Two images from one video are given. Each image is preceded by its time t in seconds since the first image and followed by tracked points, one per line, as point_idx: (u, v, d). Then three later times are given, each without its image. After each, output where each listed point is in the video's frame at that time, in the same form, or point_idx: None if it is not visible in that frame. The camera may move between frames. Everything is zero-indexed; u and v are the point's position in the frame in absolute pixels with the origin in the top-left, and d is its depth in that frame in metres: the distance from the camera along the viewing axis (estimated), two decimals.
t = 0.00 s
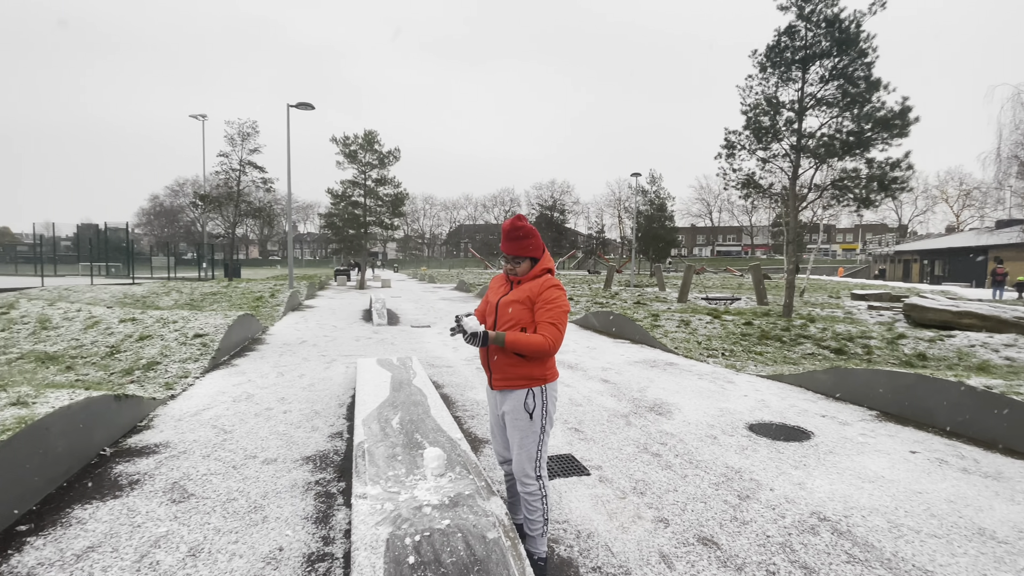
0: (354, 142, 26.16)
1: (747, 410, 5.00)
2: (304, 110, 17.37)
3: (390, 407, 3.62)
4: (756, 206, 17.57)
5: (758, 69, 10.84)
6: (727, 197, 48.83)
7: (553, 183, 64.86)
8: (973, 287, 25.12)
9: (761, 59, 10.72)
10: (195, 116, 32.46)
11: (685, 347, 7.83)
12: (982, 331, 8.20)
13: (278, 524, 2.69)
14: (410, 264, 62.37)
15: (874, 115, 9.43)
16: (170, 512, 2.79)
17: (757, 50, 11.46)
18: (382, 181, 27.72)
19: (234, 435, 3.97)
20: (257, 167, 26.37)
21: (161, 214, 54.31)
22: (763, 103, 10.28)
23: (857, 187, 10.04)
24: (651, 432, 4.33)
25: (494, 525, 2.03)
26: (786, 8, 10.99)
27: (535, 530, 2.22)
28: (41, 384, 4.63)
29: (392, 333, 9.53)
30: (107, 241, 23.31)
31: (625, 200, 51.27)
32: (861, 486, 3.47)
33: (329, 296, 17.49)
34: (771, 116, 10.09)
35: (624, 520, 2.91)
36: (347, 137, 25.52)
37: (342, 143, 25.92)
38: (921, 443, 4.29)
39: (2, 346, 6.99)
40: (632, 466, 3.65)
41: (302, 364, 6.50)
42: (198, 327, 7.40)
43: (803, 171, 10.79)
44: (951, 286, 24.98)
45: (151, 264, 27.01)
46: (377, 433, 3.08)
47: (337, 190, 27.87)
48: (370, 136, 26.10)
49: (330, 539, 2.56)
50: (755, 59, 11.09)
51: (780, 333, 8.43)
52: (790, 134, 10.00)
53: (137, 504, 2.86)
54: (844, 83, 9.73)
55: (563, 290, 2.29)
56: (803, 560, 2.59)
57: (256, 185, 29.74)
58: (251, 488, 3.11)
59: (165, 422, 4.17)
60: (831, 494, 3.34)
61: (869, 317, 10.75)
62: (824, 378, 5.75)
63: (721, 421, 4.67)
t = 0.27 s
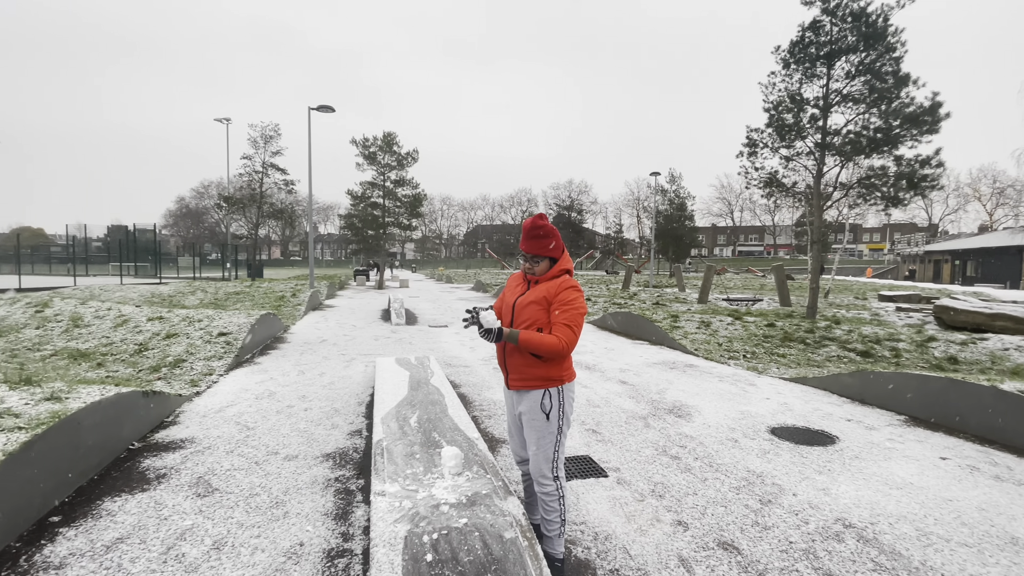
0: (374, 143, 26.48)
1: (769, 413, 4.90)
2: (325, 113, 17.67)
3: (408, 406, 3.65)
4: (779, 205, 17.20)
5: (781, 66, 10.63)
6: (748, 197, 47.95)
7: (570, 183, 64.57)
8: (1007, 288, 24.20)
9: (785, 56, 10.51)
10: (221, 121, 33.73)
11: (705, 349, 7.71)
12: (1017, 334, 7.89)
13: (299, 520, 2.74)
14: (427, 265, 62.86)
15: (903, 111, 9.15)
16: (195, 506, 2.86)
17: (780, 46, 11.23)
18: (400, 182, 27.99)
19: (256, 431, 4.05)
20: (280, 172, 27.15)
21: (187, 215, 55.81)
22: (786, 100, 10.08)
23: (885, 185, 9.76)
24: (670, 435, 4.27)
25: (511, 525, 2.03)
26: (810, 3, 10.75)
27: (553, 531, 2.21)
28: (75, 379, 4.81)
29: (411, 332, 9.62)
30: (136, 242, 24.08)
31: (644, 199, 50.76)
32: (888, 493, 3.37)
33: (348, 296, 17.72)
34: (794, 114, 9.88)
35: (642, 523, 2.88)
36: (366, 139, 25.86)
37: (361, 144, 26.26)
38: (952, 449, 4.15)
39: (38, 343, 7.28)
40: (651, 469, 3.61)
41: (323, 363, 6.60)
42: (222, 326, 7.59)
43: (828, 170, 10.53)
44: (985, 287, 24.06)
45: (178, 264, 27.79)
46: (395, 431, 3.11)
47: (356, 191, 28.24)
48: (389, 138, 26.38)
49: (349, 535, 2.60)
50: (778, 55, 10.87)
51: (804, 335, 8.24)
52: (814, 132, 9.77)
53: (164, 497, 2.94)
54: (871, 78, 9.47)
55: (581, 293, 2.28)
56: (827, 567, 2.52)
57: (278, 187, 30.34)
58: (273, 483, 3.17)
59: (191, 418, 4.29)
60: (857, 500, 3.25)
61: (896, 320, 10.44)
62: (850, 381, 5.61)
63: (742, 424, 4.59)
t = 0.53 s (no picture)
0: (389, 145, 26.71)
1: (787, 416, 4.82)
2: (341, 115, 17.89)
3: (422, 406, 3.67)
4: (798, 204, 16.92)
5: (799, 63, 10.45)
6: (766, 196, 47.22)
7: (584, 183, 64.32)
8: None
9: (803, 52, 10.33)
10: (240, 123, 34.31)
11: (722, 350, 7.61)
12: None
13: (316, 518, 2.77)
14: (441, 265, 63.13)
15: (927, 107, 8.93)
16: (215, 502, 2.92)
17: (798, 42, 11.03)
18: (415, 183, 28.18)
19: (274, 429, 4.12)
20: (298, 173, 27.74)
21: (207, 216, 56.91)
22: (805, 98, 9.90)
23: (908, 183, 9.53)
24: (686, 437, 4.23)
25: (525, 526, 2.03)
26: None
27: (566, 532, 2.21)
28: (99, 377, 4.94)
29: (425, 332, 9.67)
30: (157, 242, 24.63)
31: (659, 199, 50.31)
32: (911, 499, 3.29)
33: (363, 296, 17.90)
34: (813, 112, 9.71)
35: (657, 526, 2.85)
36: (381, 140, 26.09)
37: (377, 146, 26.51)
38: (977, 455, 4.03)
39: (65, 341, 7.49)
40: (666, 472, 3.58)
41: (338, 362, 6.68)
42: (241, 325, 7.72)
43: (848, 168, 10.32)
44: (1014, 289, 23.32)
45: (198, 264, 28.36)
46: (410, 431, 3.13)
47: (372, 192, 28.52)
48: (403, 139, 26.57)
49: (365, 534, 2.62)
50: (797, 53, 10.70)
51: (823, 337, 8.08)
52: (834, 130, 9.59)
53: (185, 493, 3.01)
54: (893, 74, 9.25)
55: (591, 294, 2.27)
56: (846, 573, 2.47)
57: (295, 188, 30.79)
58: (290, 481, 3.22)
59: (210, 416, 4.37)
60: (878, 506, 3.18)
61: (919, 321, 10.19)
62: (871, 384, 5.48)
63: (759, 427, 4.52)
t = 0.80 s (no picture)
0: (400, 145, 26.86)
1: (802, 419, 4.76)
2: (352, 116, 18.02)
3: (432, 406, 3.68)
4: (813, 204, 16.68)
5: (814, 61, 10.31)
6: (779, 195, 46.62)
7: (595, 182, 64.07)
8: None
9: (818, 50, 10.19)
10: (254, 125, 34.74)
11: (735, 352, 7.53)
12: None
13: (327, 516, 2.79)
14: (451, 266, 63.31)
15: (945, 105, 8.75)
16: (229, 499, 2.96)
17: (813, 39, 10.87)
18: (426, 183, 28.30)
19: (286, 428, 4.16)
20: (310, 174, 28.02)
21: (221, 217, 57.72)
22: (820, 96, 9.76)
23: (926, 182, 9.34)
24: (698, 439, 4.19)
25: (535, 527, 2.02)
26: None
27: (578, 535, 2.20)
28: (116, 375, 5.03)
29: (435, 332, 9.70)
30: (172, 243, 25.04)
31: (670, 199, 49.92)
32: (929, 504, 3.22)
33: (375, 296, 18.03)
34: (828, 110, 9.57)
35: (668, 529, 2.83)
36: (392, 141, 26.24)
37: (388, 147, 26.67)
38: (998, 460, 3.94)
39: (83, 340, 7.64)
40: (677, 474, 3.55)
41: (350, 362, 6.73)
42: (254, 325, 7.82)
43: (864, 167, 10.15)
44: None
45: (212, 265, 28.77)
46: (420, 431, 3.14)
47: (383, 193, 28.70)
48: (414, 140, 26.69)
49: (375, 533, 2.64)
50: (811, 50, 10.54)
51: (838, 338, 7.96)
52: (850, 128, 9.43)
53: (199, 490, 3.05)
54: (911, 71, 9.08)
55: (582, 292, 2.22)
56: None
57: (307, 189, 31.10)
58: (302, 480, 3.25)
59: (224, 414, 4.43)
60: (894, 511, 3.12)
61: (938, 323, 9.99)
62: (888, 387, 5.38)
63: (772, 430, 4.46)
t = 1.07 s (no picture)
0: (408, 146, 26.95)
1: (812, 421, 4.71)
2: (361, 117, 18.11)
3: (440, 405, 3.69)
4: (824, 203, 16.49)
5: (825, 59, 10.19)
6: (790, 195, 46.16)
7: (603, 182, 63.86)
8: None
9: (829, 47, 10.07)
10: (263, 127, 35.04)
11: (744, 353, 7.47)
12: None
13: (336, 515, 2.81)
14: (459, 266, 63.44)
15: (959, 102, 8.61)
16: (239, 497, 2.98)
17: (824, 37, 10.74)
18: (433, 184, 28.37)
19: (295, 427, 4.18)
20: (318, 175, 28.21)
21: (231, 218, 58.29)
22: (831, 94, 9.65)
23: (939, 181, 9.21)
24: (707, 441, 4.16)
25: (544, 528, 2.01)
26: None
27: (585, 535, 2.20)
28: (129, 374, 5.10)
29: (443, 332, 9.72)
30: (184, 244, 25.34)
31: (679, 198, 49.62)
32: (943, 508, 3.17)
33: (383, 296, 18.11)
34: (840, 108, 9.46)
35: (677, 530, 2.81)
36: (400, 142, 26.33)
37: (396, 147, 26.77)
38: (1014, 463, 3.87)
39: (97, 339, 7.75)
40: (687, 476, 3.52)
41: (359, 361, 6.76)
42: (264, 325, 7.88)
43: (877, 166, 10.02)
44: None
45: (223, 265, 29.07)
46: (428, 430, 3.14)
47: (391, 193, 28.81)
48: (422, 141, 26.77)
49: (384, 532, 2.65)
50: (822, 48, 10.42)
51: (850, 339, 7.86)
52: (862, 126, 9.32)
53: (210, 488, 3.08)
54: (924, 69, 8.96)
55: (557, 308, 2.14)
56: None
57: (316, 190, 31.31)
58: (312, 478, 3.26)
59: (234, 413, 4.47)
60: (908, 514, 3.07)
61: (952, 324, 9.82)
62: (901, 389, 5.31)
63: (783, 431, 4.42)
